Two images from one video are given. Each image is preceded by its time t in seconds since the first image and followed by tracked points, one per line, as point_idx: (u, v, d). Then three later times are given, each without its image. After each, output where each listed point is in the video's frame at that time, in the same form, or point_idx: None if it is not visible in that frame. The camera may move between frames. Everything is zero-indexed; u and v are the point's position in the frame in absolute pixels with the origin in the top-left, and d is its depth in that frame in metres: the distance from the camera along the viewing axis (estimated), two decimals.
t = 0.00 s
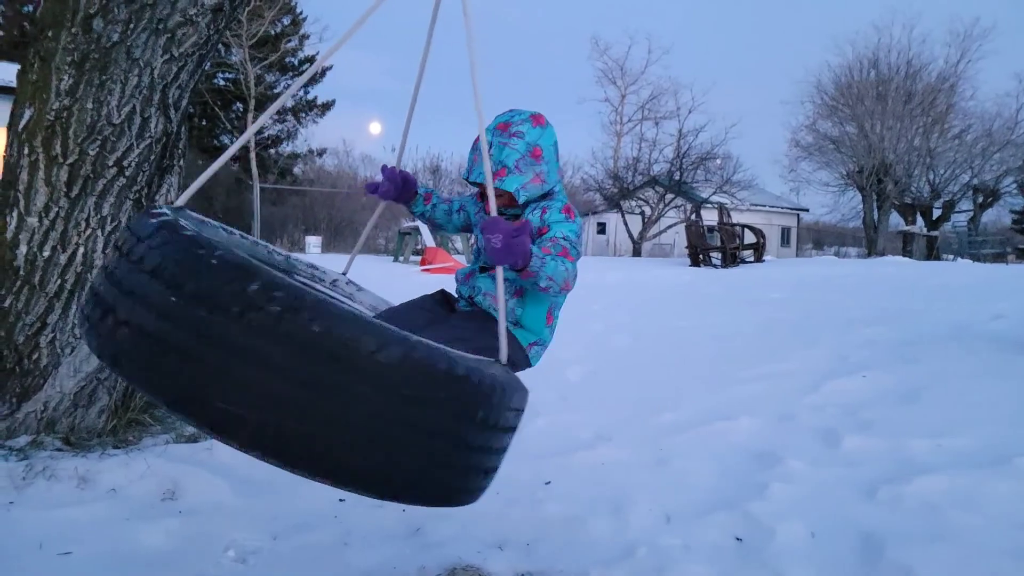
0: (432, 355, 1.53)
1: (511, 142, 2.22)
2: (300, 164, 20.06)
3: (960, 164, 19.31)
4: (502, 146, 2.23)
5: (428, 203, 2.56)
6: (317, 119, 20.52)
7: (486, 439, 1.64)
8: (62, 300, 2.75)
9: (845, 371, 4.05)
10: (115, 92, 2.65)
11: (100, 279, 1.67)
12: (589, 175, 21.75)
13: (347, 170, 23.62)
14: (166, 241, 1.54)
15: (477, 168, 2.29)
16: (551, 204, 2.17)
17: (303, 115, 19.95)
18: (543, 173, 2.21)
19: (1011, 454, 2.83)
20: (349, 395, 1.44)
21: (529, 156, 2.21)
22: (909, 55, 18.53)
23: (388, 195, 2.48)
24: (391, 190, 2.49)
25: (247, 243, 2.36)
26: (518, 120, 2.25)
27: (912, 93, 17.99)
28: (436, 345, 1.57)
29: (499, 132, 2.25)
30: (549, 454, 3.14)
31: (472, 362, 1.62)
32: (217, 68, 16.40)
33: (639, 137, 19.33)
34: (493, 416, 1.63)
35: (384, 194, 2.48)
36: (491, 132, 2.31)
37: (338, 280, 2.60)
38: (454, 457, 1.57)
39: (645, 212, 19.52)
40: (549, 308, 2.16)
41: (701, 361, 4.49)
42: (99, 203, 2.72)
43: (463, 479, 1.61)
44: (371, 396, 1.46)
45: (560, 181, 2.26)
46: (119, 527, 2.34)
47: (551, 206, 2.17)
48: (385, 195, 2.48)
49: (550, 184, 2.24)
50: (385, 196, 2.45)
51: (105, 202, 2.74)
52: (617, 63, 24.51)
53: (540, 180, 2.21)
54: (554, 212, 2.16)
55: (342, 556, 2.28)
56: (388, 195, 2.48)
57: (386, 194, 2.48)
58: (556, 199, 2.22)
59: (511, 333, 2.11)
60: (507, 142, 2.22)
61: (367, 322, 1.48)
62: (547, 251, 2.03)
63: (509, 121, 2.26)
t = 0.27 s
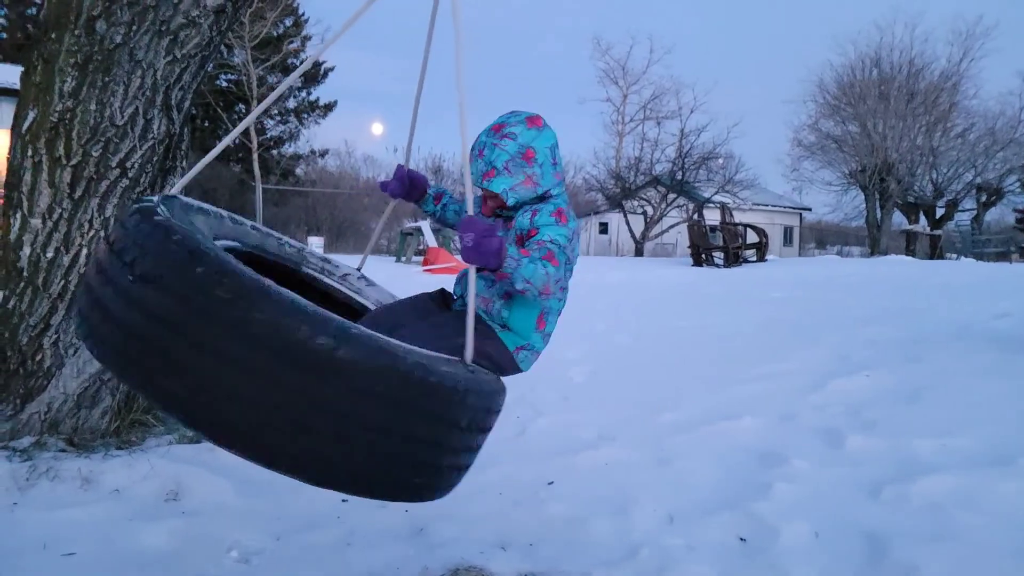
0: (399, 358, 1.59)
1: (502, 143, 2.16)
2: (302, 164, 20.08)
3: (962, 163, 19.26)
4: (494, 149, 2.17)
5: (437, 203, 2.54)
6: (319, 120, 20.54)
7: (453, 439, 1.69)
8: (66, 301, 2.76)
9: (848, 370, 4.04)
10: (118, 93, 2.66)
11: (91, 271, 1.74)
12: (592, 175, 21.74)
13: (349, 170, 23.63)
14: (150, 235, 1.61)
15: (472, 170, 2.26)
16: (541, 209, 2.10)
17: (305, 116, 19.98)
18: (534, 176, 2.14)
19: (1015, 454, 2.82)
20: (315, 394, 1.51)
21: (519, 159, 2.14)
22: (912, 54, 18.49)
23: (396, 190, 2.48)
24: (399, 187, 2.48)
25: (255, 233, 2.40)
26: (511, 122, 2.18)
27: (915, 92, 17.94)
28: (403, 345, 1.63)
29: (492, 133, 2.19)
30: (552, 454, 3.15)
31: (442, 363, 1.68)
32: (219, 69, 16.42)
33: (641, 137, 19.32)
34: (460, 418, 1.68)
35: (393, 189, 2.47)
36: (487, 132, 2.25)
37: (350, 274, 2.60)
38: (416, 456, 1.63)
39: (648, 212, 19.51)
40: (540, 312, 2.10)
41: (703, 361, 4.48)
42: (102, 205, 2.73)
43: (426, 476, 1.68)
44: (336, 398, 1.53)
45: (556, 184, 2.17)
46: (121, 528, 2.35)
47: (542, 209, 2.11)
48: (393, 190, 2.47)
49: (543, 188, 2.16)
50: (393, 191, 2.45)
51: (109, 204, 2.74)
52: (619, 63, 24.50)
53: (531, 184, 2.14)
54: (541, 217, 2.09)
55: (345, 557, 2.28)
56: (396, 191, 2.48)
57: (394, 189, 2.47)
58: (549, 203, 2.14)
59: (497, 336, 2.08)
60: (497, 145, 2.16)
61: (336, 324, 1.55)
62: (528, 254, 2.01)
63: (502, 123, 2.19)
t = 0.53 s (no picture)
0: (377, 364, 1.69)
1: (493, 144, 2.09)
2: (305, 165, 20.10)
3: (966, 163, 19.22)
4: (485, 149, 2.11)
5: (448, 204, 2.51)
6: (322, 121, 20.56)
7: (428, 438, 1.79)
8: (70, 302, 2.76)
9: (852, 371, 4.03)
10: (122, 94, 2.66)
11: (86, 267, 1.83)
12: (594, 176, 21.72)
13: (352, 171, 23.65)
14: (141, 233, 1.71)
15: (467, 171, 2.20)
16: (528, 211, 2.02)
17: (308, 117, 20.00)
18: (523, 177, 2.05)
19: (1020, 455, 2.81)
20: (290, 395, 1.62)
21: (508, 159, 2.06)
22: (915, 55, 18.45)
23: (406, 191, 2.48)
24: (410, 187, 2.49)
25: (271, 225, 2.46)
26: (504, 122, 2.11)
27: (919, 92, 17.90)
28: (382, 350, 1.72)
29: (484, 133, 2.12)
30: (555, 455, 3.14)
31: (420, 366, 1.76)
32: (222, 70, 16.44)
33: (644, 138, 19.30)
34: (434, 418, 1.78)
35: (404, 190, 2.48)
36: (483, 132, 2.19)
37: (362, 270, 2.61)
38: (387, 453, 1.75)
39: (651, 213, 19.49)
40: (527, 317, 2.03)
41: (707, 362, 4.48)
42: (106, 206, 2.73)
43: (396, 471, 1.79)
44: (310, 397, 1.63)
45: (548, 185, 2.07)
46: (125, 528, 2.35)
47: (530, 212, 2.03)
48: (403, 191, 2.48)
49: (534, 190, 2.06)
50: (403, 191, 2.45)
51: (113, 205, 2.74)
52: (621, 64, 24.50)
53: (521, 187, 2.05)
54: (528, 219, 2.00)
55: (349, 557, 2.28)
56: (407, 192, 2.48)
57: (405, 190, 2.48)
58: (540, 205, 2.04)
59: (480, 339, 2.04)
60: (488, 145, 2.10)
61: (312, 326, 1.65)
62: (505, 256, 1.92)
63: (495, 123, 2.12)
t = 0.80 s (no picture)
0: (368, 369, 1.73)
1: (480, 145, 2.09)
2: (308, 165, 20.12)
3: (969, 164, 19.19)
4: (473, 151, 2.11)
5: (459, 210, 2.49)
6: (324, 121, 20.57)
7: (412, 438, 1.84)
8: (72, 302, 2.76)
9: (855, 372, 4.02)
10: (125, 94, 2.66)
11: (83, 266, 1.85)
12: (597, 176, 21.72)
13: (354, 171, 23.65)
14: (135, 237, 1.73)
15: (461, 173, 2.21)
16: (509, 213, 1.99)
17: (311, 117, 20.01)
18: (506, 178, 2.02)
19: None
20: (276, 394, 1.65)
21: (492, 160, 2.05)
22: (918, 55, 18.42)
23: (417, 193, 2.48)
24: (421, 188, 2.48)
25: (288, 220, 2.49)
26: (494, 123, 2.10)
27: (922, 93, 17.87)
28: (374, 355, 1.76)
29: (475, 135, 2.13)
30: (557, 456, 3.14)
31: (409, 369, 1.81)
32: (225, 70, 16.45)
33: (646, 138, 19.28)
34: (420, 417, 1.82)
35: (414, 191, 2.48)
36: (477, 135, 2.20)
37: (375, 268, 2.57)
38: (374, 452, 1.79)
39: (653, 213, 19.47)
40: (509, 320, 1.99)
41: (709, 362, 4.47)
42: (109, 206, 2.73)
43: (381, 469, 1.84)
44: (297, 396, 1.66)
45: (533, 187, 2.03)
46: (128, 528, 2.34)
47: (513, 213, 2.00)
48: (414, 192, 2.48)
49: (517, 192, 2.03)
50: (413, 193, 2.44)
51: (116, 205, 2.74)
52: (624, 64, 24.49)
53: (503, 188, 2.03)
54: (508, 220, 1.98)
55: (351, 557, 2.28)
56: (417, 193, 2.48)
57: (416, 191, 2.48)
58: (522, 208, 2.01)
59: (458, 340, 2.00)
60: (475, 146, 2.10)
61: (297, 325, 1.68)
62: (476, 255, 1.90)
63: (486, 125, 2.12)
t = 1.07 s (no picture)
0: (361, 372, 1.80)
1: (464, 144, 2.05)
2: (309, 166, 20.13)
3: (971, 165, 19.16)
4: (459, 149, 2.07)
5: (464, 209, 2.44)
6: (326, 122, 20.59)
7: (402, 435, 1.93)
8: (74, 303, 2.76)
9: (857, 373, 4.01)
10: (127, 94, 2.66)
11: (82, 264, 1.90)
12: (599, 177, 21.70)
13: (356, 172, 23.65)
14: (134, 241, 1.77)
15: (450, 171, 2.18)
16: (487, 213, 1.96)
17: (313, 117, 20.01)
18: (486, 179, 1.98)
19: None
20: (272, 397, 1.72)
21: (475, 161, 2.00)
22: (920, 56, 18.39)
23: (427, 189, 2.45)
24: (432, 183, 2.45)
25: (309, 215, 2.46)
26: (479, 124, 2.04)
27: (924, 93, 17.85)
28: (366, 358, 1.83)
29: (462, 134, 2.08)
30: (559, 456, 3.13)
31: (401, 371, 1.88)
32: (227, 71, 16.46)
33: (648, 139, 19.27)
34: (406, 416, 1.90)
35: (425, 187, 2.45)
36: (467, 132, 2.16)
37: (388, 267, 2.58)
38: (362, 447, 1.87)
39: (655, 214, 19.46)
40: (486, 323, 1.96)
41: (711, 363, 4.46)
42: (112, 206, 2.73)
43: (372, 462, 1.93)
44: (288, 397, 1.73)
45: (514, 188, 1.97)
46: (129, 528, 2.34)
47: (493, 214, 1.96)
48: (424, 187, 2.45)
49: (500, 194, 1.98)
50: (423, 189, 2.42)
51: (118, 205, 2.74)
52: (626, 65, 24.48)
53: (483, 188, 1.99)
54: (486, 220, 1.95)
55: (352, 557, 2.28)
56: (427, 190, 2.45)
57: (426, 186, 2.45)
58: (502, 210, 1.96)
59: (435, 340, 1.99)
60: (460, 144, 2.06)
61: (287, 328, 1.73)
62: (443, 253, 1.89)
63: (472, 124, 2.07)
